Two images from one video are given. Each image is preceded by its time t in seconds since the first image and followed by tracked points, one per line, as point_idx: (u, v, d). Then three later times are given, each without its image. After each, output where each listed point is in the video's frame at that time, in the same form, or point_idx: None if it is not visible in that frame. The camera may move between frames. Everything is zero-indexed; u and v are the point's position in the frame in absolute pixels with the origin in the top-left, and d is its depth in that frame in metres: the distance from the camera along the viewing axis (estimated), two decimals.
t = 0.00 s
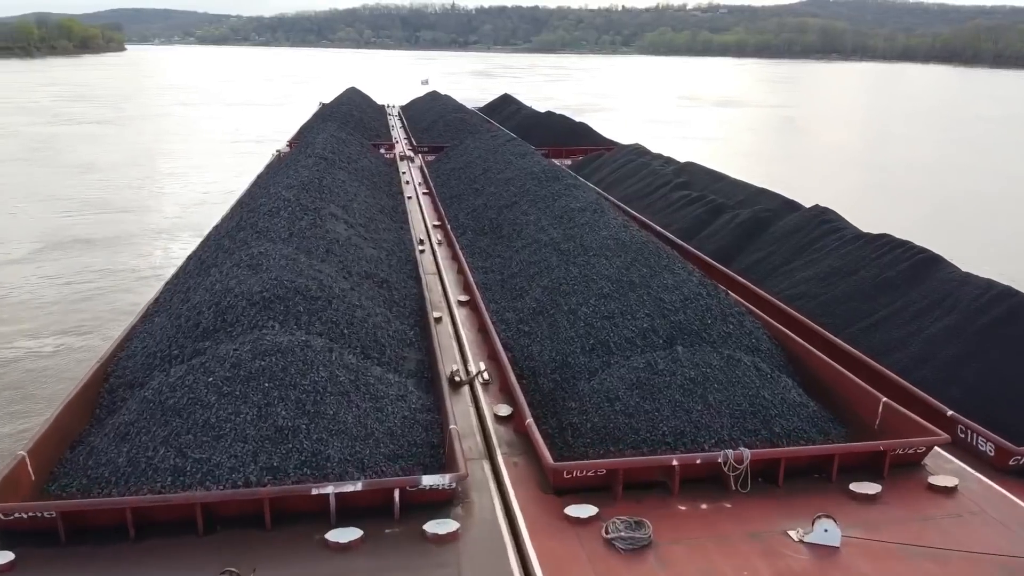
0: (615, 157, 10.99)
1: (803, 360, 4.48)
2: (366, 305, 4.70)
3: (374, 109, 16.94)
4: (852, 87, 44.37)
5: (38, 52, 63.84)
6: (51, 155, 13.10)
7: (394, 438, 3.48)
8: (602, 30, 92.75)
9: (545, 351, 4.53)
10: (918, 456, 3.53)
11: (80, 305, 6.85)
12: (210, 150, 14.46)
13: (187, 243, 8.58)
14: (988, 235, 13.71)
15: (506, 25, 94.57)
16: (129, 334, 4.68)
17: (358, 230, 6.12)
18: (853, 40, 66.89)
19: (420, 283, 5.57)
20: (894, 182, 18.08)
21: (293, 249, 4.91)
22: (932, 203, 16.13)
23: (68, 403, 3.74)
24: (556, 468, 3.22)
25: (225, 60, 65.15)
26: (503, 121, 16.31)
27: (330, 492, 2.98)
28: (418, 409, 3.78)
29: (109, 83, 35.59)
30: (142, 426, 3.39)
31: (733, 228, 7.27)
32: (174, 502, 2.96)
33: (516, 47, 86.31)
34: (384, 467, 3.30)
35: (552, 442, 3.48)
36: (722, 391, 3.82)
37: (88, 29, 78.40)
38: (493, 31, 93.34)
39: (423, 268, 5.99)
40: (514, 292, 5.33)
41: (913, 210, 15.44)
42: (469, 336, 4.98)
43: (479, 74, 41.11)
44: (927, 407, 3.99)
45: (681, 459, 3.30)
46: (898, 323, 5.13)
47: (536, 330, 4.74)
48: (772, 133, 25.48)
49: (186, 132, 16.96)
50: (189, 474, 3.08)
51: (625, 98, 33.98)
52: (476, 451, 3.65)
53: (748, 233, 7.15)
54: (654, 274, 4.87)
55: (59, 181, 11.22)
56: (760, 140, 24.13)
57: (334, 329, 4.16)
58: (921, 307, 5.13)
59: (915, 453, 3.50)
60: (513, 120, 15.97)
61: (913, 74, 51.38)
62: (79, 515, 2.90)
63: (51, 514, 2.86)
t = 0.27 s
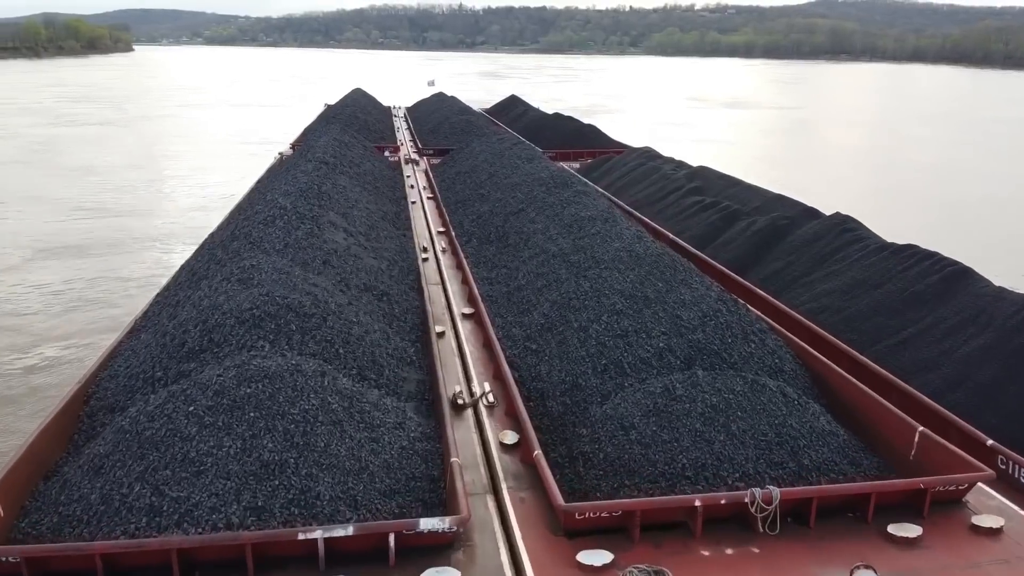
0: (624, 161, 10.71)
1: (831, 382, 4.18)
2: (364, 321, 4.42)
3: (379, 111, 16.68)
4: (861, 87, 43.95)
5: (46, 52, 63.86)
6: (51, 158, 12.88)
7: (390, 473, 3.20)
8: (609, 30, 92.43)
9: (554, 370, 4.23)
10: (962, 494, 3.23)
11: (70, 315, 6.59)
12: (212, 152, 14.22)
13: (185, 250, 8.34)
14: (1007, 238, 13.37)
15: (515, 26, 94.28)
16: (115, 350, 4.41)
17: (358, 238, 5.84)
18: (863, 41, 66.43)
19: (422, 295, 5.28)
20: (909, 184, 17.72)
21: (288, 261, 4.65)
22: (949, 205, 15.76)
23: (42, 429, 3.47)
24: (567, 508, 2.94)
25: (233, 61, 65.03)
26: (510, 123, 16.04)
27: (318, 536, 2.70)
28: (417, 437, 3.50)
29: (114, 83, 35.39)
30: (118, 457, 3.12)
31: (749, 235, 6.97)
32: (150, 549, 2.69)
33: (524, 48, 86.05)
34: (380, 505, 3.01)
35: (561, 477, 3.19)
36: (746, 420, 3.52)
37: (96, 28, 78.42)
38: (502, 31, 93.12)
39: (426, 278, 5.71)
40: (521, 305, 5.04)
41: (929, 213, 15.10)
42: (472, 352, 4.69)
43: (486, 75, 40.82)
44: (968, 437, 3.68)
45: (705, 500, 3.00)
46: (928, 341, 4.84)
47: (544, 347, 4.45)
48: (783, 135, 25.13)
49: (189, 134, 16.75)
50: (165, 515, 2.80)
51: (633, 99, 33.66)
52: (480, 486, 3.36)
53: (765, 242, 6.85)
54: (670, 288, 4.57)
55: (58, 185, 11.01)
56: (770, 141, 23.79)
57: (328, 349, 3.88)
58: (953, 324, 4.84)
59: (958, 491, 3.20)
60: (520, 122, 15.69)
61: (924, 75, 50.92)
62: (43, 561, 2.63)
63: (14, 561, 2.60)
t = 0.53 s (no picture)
0: (631, 165, 10.42)
1: (859, 406, 3.90)
2: (357, 339, 4.14)
3: (381, 113, 16.40)
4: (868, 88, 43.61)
5: (49, 53, 63.75)
6: (46, 161, 12.63)
7: (383, 512, 2.91)
8: (613, 31, 92.10)
9: (561, 392, 3.95)
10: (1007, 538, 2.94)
11: (54, 327, 6.32)
12: (210, 154, 13.95)
13: (178, 258, 8.08)
14: None
15: (519, 27, 94.00)
16: (94, 371, 4.14)
17: (353, 247, 5.56)
18: (869, 41, 66.01)
19: (421, 308, 5.00)
20: (920, 185, 17.38)
21: (277, 275, 4.37)
22: (962, 207, 15.42)
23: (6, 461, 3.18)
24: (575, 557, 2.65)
25: (236, 62, 64.85)
26: (514, 125, 15.75)
27: None
28: (412, 471, 3.21)
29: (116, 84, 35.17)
30: (84, 495, 2.83)
31: (763, 243, 6.67)
32: None
33: (528, 49, 85.79)
34: (370, 551, 2.73)
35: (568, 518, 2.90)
36: (770, 453, 3.23)
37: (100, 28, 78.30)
38: (506, 32, 92.86)
39: (425, 289, 5.42)
40: (525, 319, 4.75)
41: (942, 215, 14.76)
42: (473, 369, 4.41)
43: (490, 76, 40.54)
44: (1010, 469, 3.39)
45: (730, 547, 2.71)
46: (958, 360, 4.55)
47: (550, 367, 4.16)
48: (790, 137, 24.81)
49: (188, 135, 16.49)
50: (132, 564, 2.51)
51: (638, 100, 33.35)
52: (480, 526, 3.08)
53: (779, 252, 6.55)
54: (684, 304, 4.28)
55: (51, 189, 10.76)
56: (778, 143, 23.46)
57: (317, 373, 3.61)
58: (984, 343, 4.54)
59: (1004, 535, 2.91)
60: (524, 123, 15.40)
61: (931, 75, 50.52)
62: None
63: None
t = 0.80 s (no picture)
0: (636, 168, 10.17)
1: (887, 432, 3.64)
2: (351, 358, 3.89)
3: (381, 114, 16.17)
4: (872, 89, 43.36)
5: (52, 53, 63.62)
6: (40, 164, 12.40)
7: (374, 554, 2.66)
8: (616, 31, 91.85)
9: (567, 415, 3.70)
10: None
11: (38, 339, 6.09)
12: (208, 156, 13.73)
13: (171, 265, 7.84)
14: None
15: (522, 27, 93.79)
16: (72, 391, 3.90)
17: (348, 257, 5.31)
18: (872, 42, 65.74)
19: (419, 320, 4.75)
20: (929, 186, 17.11)
21: (266, 288, 4.13)
22: (972, 207, 15.15)
23: None
24: None
25: (238, 63, 64.70)
26: (516, 127, 15.51)
27: None
28: (406, 505, 2.96)
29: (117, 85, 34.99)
30: (47, 536, 2.58)
31: (775, 251, 6.41)
32: None
33: (530, 49, 85.57)
34: None
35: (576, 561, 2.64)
36: (794, 486, 2.98)
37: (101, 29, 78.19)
38: (509, 32, 92.66)
39: (424, 299, 5.16)
40: (528, 332, 4.49)
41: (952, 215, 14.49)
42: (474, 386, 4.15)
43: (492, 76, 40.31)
44: None
45: None
46: (986, 379, 4.30)
47: (556, 386, 3.90)
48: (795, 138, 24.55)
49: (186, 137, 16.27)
50: None
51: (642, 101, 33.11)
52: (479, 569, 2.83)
53: (792, 260, 6.30)
54: (697, 319, 4.02)
55: (43, 192, 10.54)
56: (783, 144, 23.19)
57: (306, 398, 3.36)
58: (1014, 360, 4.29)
59: None
60: (527, 125, 15.17)
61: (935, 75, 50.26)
62: None
63: None
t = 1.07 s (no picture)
0: (642, 172, 9.89)
1: (922, 463, 3.35)
2: (341, 380, 3.62)
3: (382, 115, 15.90)
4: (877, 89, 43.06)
5: (53, 53, 63.45)
6: (33, 166, 12.14)
7: None
8: (618, 31, 91.59)
9: (574, 444, 3.41)
10: None
11: (20, 352, 5.81)
12: (205, 159, 13.46)
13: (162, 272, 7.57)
14: None
15: (524, 28, 93.53)
16: (45, 415, 3.63)
17: (342, 268, 5.03)
18: (876, 42, 65.42)
19: (416, 335, 4.47)
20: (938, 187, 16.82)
21: (251, 304, 3.86)
22: (984, 209, 14.85)
23: None
24: None
25: (239, 64, 64.49)
26: (519, 128, 15.23)
27: None
28: (399, 550, 2.68)
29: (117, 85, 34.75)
30: None
31: (789, 260, 6.14)
32: None
33: (533, 50, 85.32)
34: None
35: None
36: (826, 530, 2.70)
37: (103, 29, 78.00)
38: (511, 32, 92.40)
39: (422, 312, 4.88)
40: (532, 350, 4.21)
41: (964, 217, 14.19)
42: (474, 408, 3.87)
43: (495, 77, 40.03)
44: None
45: None
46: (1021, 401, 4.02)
47: (562, 411, 3.62)
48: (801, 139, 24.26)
49: (184, 139, 16.01)
50: None
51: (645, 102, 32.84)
52: None
53: (808, 270, 6.02)
54: (714, 340, 3.74)
55: (34, 196, 10.28)
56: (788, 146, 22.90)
57: (290, 429, 3.09)
58: None
59: None
60: (529, 127, 14.88)
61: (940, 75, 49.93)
62: None
63: None
